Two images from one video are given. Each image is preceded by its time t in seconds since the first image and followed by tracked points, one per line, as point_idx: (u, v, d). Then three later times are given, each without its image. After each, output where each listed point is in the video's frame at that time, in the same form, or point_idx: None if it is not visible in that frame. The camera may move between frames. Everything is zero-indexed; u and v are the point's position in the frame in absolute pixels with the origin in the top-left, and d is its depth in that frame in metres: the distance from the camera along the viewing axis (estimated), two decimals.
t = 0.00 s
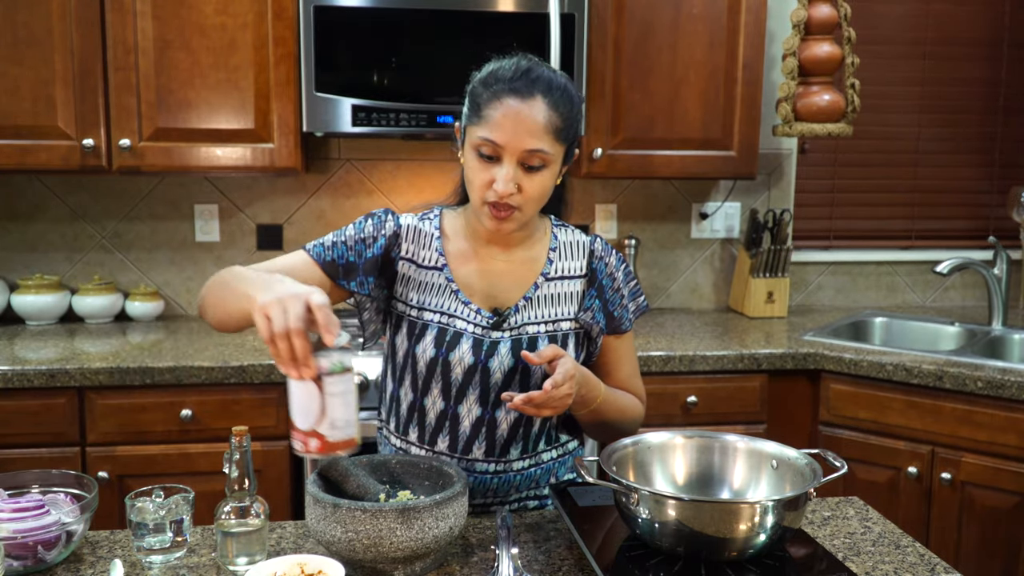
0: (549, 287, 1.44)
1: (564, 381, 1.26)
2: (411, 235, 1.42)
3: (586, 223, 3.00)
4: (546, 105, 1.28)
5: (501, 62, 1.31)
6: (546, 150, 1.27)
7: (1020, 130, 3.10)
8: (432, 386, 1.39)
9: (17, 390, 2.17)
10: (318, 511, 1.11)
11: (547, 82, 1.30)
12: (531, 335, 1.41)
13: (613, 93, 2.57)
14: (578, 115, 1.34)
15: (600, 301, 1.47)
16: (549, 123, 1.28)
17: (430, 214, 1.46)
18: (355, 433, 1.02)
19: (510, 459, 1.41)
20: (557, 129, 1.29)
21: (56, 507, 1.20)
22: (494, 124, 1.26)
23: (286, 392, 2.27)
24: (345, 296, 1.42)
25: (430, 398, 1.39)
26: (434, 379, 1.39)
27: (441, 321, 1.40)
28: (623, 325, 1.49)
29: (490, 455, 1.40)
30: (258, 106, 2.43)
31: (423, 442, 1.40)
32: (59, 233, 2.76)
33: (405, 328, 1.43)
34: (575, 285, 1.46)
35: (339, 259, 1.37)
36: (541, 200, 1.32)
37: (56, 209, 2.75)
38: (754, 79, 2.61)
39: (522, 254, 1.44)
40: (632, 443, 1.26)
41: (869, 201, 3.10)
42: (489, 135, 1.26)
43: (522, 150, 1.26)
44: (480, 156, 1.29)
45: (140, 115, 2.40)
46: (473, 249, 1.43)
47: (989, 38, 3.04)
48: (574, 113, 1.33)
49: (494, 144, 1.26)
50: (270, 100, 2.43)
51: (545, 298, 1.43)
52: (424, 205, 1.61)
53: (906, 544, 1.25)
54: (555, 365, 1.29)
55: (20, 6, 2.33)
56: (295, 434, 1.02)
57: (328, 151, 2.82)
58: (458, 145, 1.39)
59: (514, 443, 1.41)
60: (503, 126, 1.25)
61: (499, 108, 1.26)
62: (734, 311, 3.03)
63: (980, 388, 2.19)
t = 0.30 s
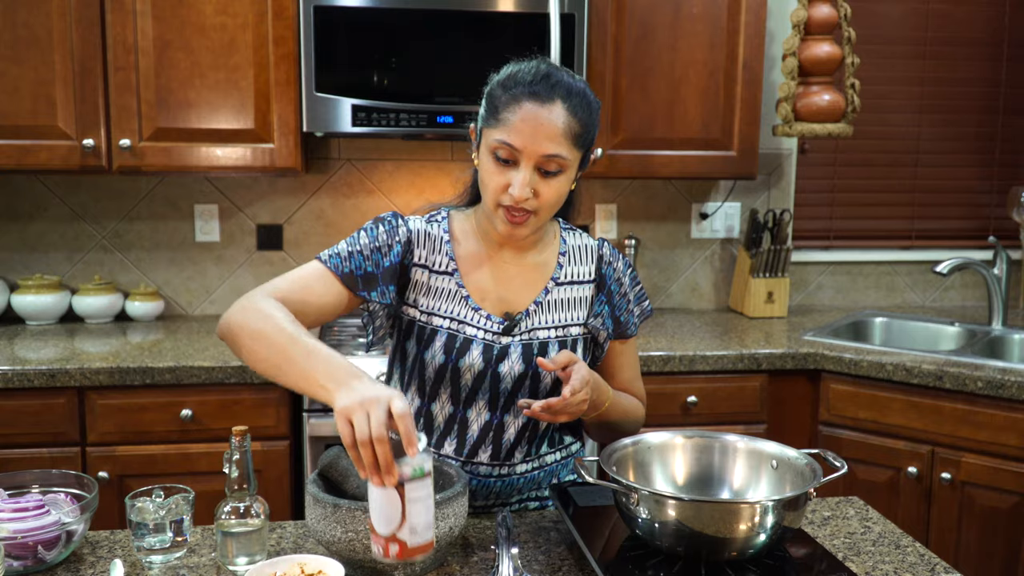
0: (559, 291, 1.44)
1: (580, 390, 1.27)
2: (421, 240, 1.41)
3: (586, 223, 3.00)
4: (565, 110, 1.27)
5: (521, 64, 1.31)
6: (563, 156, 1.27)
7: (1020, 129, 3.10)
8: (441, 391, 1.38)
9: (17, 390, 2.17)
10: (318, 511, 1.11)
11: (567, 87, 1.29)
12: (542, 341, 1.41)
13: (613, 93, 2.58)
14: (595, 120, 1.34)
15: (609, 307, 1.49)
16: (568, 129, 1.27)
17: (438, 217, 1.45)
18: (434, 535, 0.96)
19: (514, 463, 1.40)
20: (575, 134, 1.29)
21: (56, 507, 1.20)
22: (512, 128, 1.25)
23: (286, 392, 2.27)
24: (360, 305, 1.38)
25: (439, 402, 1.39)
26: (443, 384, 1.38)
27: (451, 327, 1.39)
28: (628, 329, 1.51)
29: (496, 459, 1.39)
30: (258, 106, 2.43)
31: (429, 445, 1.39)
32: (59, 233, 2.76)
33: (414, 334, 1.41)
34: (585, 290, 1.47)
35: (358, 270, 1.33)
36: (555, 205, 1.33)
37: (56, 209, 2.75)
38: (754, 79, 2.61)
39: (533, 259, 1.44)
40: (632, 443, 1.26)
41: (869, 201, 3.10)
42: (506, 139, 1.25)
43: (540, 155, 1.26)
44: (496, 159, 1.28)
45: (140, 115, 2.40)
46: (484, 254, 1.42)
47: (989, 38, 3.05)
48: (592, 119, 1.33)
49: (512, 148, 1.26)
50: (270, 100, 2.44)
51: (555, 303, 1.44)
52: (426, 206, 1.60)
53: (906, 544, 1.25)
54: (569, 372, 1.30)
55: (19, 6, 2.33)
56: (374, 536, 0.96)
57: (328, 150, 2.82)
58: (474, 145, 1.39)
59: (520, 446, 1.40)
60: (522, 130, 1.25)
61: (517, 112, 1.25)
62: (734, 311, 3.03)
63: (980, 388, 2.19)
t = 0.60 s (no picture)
0: (565, 297, 1.44)
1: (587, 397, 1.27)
2: (427, 245, 1.40)
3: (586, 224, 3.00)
4: (573, 112, 1.27)
5: (529, 66, 1.31)
6: (571, 158, 1.27)
7: (1020, 129, 3.10)
8: (445, 396, 1.38)
9: (17, 390, 2.17)
10: (318, 511, 1.11)
11: (575, 90, 1.29)
12: (547, 347, 1.41)
13: (613, 93, 2.57)
14: (603, 124, 1.34)
15: (613, 313, 1.50)
16: (576, 132, 1.27)
17: (443, 220, 1.45)
18: None
19: (515, 467, 1.41)
20: (582, 137, 1.29)
21: (56, 507, 1.20)
22: (519, 129, 1.25)
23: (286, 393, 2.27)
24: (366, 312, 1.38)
25: (442, 407, 1.39)
26: (447, 389, 1.38)
27: (456, 333, 1.39)
28: (631, 334, 1.52)
29: (497, 463, 1.40)
30: (258, 106, 2.43)
31: (431, 448, 1.40)
32: (59, 233, 2.76)
33: (418, 338, 1.41)
34: (590, 295, 1.47)
35: (366, 281, 1.32)
36: (563, 207, 1.33)
37: (56, 209, 2.75)
38: (753, 79, 2.61)
39: (539, 263, 1.44)
40: (632, 443, 1.26)
41: (868, 200, 3.10)
42: (513, 140, 1.25)
43: (547, 157, 1.26)
44: (503, 161, 1.28)
45: (140, 115, 2.41)
46: (489, 257, 1.42)
47: (989, 38, 3.05)
48: (600, 122, 1.33)
49: (520, 150, 1.26)
50: (270, 100, 2.44)
51: (560, 308, 1.44)
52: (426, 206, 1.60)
53: (906, 544, 1.25)
54: (576, 379, 1.30)
55: (19, 6, 2.33)
56: None
57: (328, 150, 2.82)
58: (481, 148, 1.39)
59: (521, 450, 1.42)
60: (529, 133, 1.25)
61: (525, 114, 1.26)
62: (734, 311, 3.03)
63: (980, 388, 2.19)
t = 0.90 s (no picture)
0: (564, 298, 1.44)
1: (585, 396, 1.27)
2: (428, 247, 1.40)
3: (586, 224, 3.00)
4: (569, 109, 1.27)
5: (523, 65, 1.31)
6: (567, 154, 1.27)
7: (1020, 129, 3.10)
8: (444, 397, 1.38)
9: (17, 390, 2.17)
10: (318, 511, 1.11)
11: (571, 87, 1.29)
12: (546, 349, 1.41)
13: (613, 93, 2.57)
14: (600, 120, 1.34)
15: (613, 315, 1.49)
16: (572, 128, 1.27)
17: (443, 220, 1.44)
18: None
19: (514, 468, 1.41)
20: (579, 133, 1.29)
21: (56, 507, 1.20)
22: (514, 127, 1.25)
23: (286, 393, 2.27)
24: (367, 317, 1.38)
25: (441, 408, 1.39)
26: (446, 390, 1.38)
27: (455, 334, 1.39)
28: (631, 336, 1.52)
29: (496, 464, 1.40)
30: (258, 106, 2.43)
31: (430, 449, 1.40)
32: (59, 233, 2.76)
33: (418, 339, 1.41)
34: (590, 297, 1.47)
35: (366, 285, 1.32)
36: (561, 205, 1.32)
37: (56, 209, 2.75)
38: (754, 80, 2.62)
39: (539, 265, 1.44)
40: (632, 443, 1.26)
41: (868, 200, 3.10)
42: (509, 138, 1.25)
43: (543, 153, 1.26)
44: (499, 159, 1.28)
45: (140, 115, 2.40)
46: (489, 258, 1.42)
47: (990, 38, 3.04)
48: (596, 119, 1.33)
49: (515, 147, 1.26)
50: (270, 100, 2.44)
51: (560, 310, 1.44)
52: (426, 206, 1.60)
53: (906, 544, 1.25)
54: (575, 379, 1.30)
55: (19, 6, 2.33)
56: None
57: (328, 150, 2.82)
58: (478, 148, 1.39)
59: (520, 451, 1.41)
60: (525, 129, 1.25)
61: (520, 111, 1.26)
62: (734, 311, 3.03)
63: (980, 388, 2.18)
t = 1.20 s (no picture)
0: (562, 295, 1.44)
1: (582, 387, 1.27)
2: (424, 244, 1.41)
3: (586, 224, 3.00)
4: (546, 100, 1.27)
5: (500, 64, 1.32)
6: (548, 146, 1.27)
7: (1020, 130, 3.10)
8: (444, 393, 1.38)
9: (17, 390, 2.17)
10: (318, 511, 1.11)
11: (545, 79, 1.29)
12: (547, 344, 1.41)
13: (613, 93, 2.58)
14: (581, 110, 1.33)
15: (611, 312, 1.49)
16: (550, 118, 1.27)
17: (441, 219, 1.45)
18: None
19: (514, 465, 1.41)
20: (559, 124, 1.28)
21: (56, 507, 1.20)
22: (494, 124, 1.26)
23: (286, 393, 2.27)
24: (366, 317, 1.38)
25: (441, 405, 1.39)
26: (446, 385, 1.38)
27: (454, 329, 1.39)
28: (630, 334, 1.51)
29: (496, 461, 1.40)
30: (258, 106, 2.43)
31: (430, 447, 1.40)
32: (59, 233, 2.76)
33: (417, 335, 1.41)
34: (589, 293, 1.47)
35: (364, 284, 1.32)
36: (551, 198, 1.31)
37: (56, 209, 2.75)
38: (754, 80, 2.62)
39: (535, 260, 1.44)
40: (632, 443, 1.26)
41: (868, 200, 3.10)
42: (490, 135, 1.26)
43: (524, 147, 1.25)
44: (483, 158, 1.29)
45: (140, 115, 2.40)
46: (485, 255, 1.42)
47: (990, 38, 3.05)
48: (577, 108, 1.32)
49: (496, 144, 1.26)
50: (270, 100, 2.44)
51: (558, 306, 1.43)
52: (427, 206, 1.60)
53: (906, 544, 1.25)
54: (574, 372, 1.29)
55: (19, 6, 2.33)
56: None
57: (328, 150, 2.82)
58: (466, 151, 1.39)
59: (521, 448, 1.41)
60: (504, 125, 1.25)
61: (498, 108, 1.26)
62: (734, 311, 3.03)
63: (980, 388, 2.18)
